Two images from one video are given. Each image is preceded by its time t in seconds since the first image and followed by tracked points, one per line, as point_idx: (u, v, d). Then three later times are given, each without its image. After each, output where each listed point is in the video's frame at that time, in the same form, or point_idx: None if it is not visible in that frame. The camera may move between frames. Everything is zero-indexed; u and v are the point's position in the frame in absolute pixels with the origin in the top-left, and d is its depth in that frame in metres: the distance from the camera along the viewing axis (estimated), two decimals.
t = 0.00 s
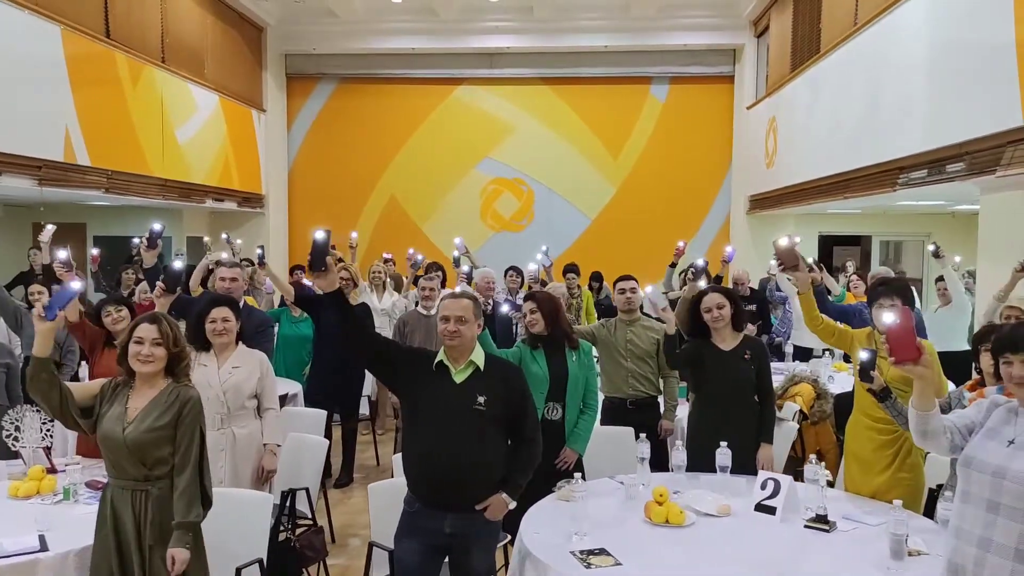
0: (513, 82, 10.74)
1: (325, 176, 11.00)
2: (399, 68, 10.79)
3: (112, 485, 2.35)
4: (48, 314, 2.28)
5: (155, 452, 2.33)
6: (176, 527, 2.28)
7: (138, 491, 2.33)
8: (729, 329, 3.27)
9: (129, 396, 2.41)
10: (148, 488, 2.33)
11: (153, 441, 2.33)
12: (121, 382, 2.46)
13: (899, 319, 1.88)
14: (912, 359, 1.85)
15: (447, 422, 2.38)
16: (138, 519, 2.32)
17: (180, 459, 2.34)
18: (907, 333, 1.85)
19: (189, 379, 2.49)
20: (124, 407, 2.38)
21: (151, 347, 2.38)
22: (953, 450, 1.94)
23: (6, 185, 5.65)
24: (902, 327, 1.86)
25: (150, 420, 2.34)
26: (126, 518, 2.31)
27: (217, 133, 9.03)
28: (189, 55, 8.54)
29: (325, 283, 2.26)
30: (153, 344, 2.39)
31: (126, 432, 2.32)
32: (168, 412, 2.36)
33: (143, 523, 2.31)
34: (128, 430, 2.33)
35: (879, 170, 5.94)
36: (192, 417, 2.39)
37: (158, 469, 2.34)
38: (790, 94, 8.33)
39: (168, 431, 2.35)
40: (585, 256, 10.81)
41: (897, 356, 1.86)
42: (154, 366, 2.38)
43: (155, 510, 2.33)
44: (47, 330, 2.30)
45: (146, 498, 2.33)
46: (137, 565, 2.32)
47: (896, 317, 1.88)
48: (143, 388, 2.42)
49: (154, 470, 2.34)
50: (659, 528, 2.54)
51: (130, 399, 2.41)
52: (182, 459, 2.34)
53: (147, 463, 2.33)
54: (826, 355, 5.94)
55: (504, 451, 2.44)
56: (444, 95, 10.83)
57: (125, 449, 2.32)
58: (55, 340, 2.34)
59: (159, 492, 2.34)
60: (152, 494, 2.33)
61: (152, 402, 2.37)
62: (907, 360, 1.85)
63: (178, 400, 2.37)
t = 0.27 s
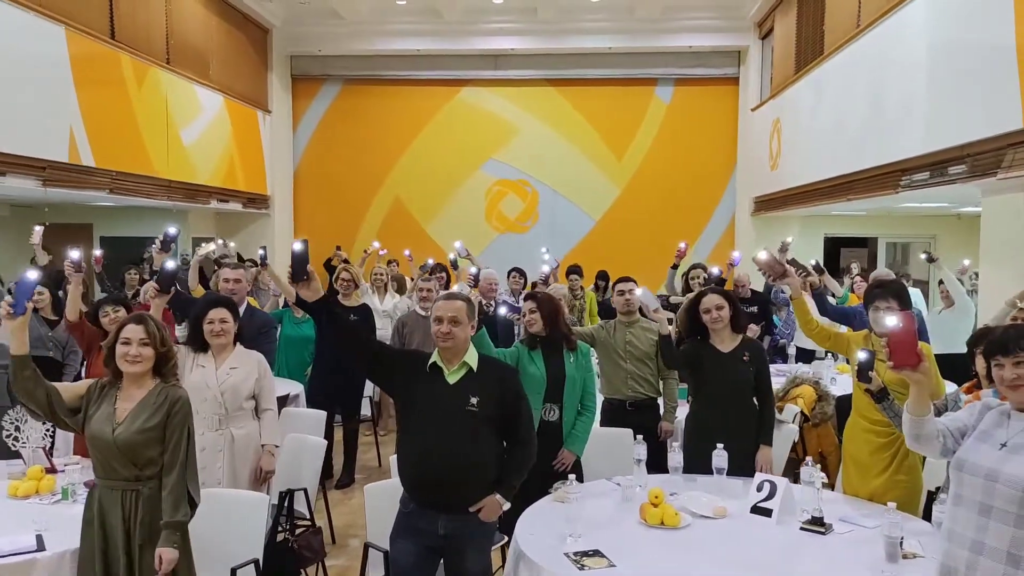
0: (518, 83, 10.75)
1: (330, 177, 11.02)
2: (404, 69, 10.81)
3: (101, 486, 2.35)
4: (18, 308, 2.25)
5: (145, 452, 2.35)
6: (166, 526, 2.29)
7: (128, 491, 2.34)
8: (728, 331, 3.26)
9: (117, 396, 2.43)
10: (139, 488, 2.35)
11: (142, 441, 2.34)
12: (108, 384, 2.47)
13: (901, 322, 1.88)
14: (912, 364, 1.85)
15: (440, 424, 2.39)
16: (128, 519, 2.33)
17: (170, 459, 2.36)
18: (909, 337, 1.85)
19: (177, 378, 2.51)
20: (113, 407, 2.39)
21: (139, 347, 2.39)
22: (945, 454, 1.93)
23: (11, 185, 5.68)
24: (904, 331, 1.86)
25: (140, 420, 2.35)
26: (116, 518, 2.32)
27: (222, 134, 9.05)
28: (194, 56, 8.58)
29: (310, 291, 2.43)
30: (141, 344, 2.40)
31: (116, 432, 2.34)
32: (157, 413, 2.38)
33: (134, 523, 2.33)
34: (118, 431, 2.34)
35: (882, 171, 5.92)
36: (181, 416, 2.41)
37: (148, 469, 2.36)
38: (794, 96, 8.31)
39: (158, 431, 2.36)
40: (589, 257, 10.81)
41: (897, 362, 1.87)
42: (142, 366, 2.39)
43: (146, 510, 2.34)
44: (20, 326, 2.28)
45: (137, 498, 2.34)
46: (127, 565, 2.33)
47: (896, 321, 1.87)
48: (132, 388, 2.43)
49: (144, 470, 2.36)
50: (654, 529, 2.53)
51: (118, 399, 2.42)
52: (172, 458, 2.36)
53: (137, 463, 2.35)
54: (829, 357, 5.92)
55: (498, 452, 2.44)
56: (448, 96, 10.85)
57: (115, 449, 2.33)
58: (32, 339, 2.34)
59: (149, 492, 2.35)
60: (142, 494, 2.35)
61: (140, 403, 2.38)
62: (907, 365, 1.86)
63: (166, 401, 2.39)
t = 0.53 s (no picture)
0: (519, 85, 10.75)
1: (334, 182, 11.04)
2: (406, 73, 10.82)
3: (92, 495, 2.35)
4: None
5: (137, 460, 2.35)
6: (164, 534, 2.32)
7: (120, 499, 2.35)
8: (730, 330, 3.25)
9: (106, 405, 2.43)
10: (131, 496, 2.35)
11: (134, 449, 2.34)
12: (96, 393, 2.47)
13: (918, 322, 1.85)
14: (921, 365, 1.84)
15: (434, 427, 2.39)
16: (121, 527, 2.33)
17: (162, 466, 2.37)
18: (922, 338, 1.83)
19: (166, 385, 2.52)
20: (103, 416, 2.39)
21: (127, 355, 2.40)
22: (938, 451, 1.92)
23: (14, 195, 5.70)
24: (918, 331, 1.84)
25: (131, 429, 2.36)
26: (108, 526, 2.32)
27: (225, 141, 9.08)
28: (197, 64, 8.60)
29: (302, 300, 2.37)
30: (129, 352, 2.41)
31: (107, 440, 2.34)
32: (148, 420, 2.38)
33: (127, 531, 2.33)
34: (109, 439, 2.34)
35: (884, 167, 5.89)
36: (172, 423, 2.41)
37: (141, 477, 2.36)
38: (796, 93, 8.28)
39: (150, 439, 2.37)
40: (594, 258, 10.80)
41: (906, 362, 1.85)
42: (130, 373, 2.39)
43: (140, 517, 2.35)
44: None
45: (129, 506, 2.35)
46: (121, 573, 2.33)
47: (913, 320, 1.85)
48: (121, 397, 2.43)
49: (136, 477, 2.36)
50: (651, 531, 2.52)
51: (107, 408, 2.42)
52: (165, 465, 2.37)
53: (130, 471, 2.35)
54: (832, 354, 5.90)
55: (493, 456, 2.42)
56: (451, 99, 10.86)
57: (107, 457, 2.33)
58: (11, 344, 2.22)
59: (142, 499, 2.36)
60: (134, 502, 2.35)
61: (131, 411, 2.39)
62: (916, 366, 1.84)
63: (157, 408, 2.40)
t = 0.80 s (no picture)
0: (515, 93, 10.77)
1: (331, 191, 11.05)
2: (402, 82, 10.85)
3: (75, 508, 2.34)
4: None
5: (122, 472, 2.35)
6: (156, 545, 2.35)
7: (104, 512, 2.34)
8: (726, 338, 3.20)
9: (88, 418, 2.42)
10: (116, 508, 2.35)
11: (119, 462, 2.34)
12: (76, 406, 2.45)
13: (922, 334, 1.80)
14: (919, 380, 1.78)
15: (419, 436, 2.37)
16: (104, 539, 2.33)
17: (148, 478, 2.38)
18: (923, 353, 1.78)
19: (146, 396, 2.51)
20: (85, 429, 2.38)
21: (106, 368, 2.39)
22: (920, 461, 1.90)
23: (7, 205, 5.70)
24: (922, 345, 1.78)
25: (116, 441, 2.36)
26: (91, 539, 2.31)
27: (221, 150, 9.08)
28: (192, 73, 8.61)
29: (299, 302, 2.41)
30: (108, 365, 2.40)
31: (92, 453, 2.33)
32: (133, 433, 2.39)
33: (111, 543, 2.33)
34: (94, 452, 2.34)
35: (877, 174, 5.88)
36: (158, 436, 2.43)
37: (125, 489, 2.36)
38: (791, 100, 8.29)
39: (135, 452, 2.37)
40: (590, 266, 10.80)
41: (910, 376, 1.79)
42: (110, 386, 2.40)
43: (126, 529, 2.35)
44: None
45: (113, 518, 2.34)
46: None
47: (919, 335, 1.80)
48: (102, 410, 2.43)
49: (120, 490, 2.36)
50: (638, 539, 2.51)
51: (89, 421, 2.41)
52: (150, 477, 2.38)
53: (114, 483, 2.35)
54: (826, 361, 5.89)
55: (480, 466, 2.41)
56: (447, 108, 10.88)
57: (91, 470, 2.33)
58: None
59: (127, 511, 2.36)
60: (118, 514, 2.35)
61: (115, 424, 2.39)
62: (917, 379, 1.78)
63: (142, 420, 2.41)
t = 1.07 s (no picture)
0: (513, 98, 10.79)
1: (328, 193, 11.06)
2: (400, 85, 10.87)
3: (53, 513, 2.34)
4: None
5: (102, 478, 2.36)
6: (145, 549, 2.38)
7: (82, 517, 2.34)
8: (719, 345, 3.16)
9: (66, 423, 2.42)
10: (94, 514, 2.36)
11: (99, 468, 2.35)
12: (53, 412, 2.46)
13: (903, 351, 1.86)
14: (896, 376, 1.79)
15: (402, 440, 2.36)
16: (82, 545, 2.33)
17: (129, 484, 2.39)
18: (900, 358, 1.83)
19: (125, 401, 2.52)
20: (63, 434, 2.38)
21: (83, 372, 2.40)
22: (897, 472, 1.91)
23: None
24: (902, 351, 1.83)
25: (96, 447, 2.36)
26: (69, 544, 2.31)
27: (216, 151, 9.09)
28: (188, 74, 8.62)
29: (305, 295, 2.41)
30: (85, 369, 2.41)
31: (72, 459, 2.34)
32: (115, 439, 2.40)
33: (91, 549, 2.33)
34: (74, 458, 2.34)
35: (871, 182, 5.90)
36: (139, 442, 2.44)
37: (105, 495, 2.37)
38: (786, 107, 8.31)
39: (116, 457, 2.39)
40: (587, 271, 10.81)
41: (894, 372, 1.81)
42: (88, 391, 2.40)
43: (105, 535, 2.36)
44: None
45: (92, 524, 2.35)
46: None
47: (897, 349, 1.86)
48: (80, 416, 2.43)
49: (100, 496, 2.37)
50: (620, 544, 2.50)
51: (67, 426, 2.42)
52: (132, 483, 2.39)
53: (94, 489, 2.36)
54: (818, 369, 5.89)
55: (462, 470, 2.41)
56: (446, 111, 10.90)
57: (71, 475, 2.33)
58: None
59: (106, 517, 2.37)
60: (97, 520, 2.35)
61: (95, 430, 2.39)
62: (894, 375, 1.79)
63: (123, 425, 2.42)
